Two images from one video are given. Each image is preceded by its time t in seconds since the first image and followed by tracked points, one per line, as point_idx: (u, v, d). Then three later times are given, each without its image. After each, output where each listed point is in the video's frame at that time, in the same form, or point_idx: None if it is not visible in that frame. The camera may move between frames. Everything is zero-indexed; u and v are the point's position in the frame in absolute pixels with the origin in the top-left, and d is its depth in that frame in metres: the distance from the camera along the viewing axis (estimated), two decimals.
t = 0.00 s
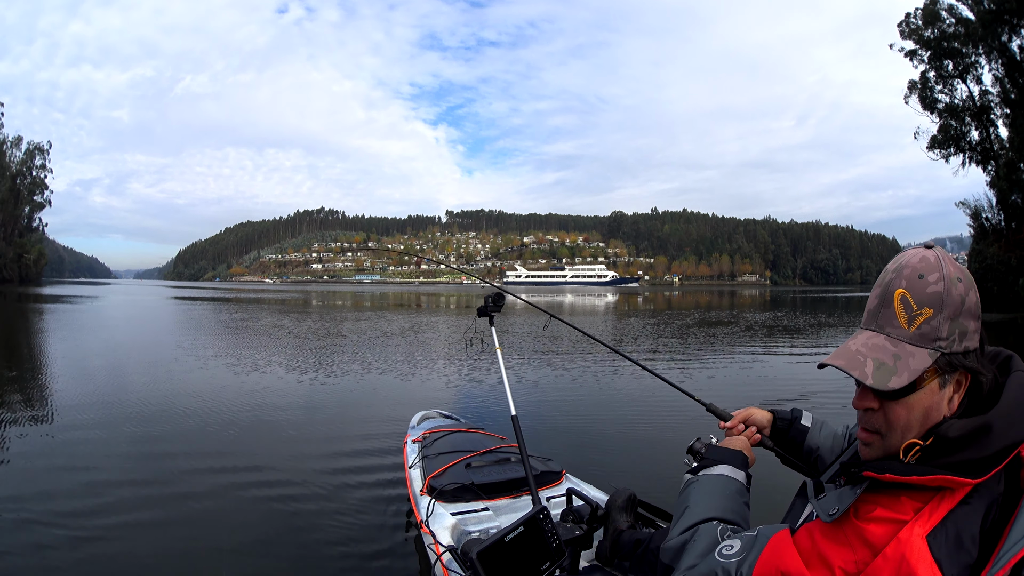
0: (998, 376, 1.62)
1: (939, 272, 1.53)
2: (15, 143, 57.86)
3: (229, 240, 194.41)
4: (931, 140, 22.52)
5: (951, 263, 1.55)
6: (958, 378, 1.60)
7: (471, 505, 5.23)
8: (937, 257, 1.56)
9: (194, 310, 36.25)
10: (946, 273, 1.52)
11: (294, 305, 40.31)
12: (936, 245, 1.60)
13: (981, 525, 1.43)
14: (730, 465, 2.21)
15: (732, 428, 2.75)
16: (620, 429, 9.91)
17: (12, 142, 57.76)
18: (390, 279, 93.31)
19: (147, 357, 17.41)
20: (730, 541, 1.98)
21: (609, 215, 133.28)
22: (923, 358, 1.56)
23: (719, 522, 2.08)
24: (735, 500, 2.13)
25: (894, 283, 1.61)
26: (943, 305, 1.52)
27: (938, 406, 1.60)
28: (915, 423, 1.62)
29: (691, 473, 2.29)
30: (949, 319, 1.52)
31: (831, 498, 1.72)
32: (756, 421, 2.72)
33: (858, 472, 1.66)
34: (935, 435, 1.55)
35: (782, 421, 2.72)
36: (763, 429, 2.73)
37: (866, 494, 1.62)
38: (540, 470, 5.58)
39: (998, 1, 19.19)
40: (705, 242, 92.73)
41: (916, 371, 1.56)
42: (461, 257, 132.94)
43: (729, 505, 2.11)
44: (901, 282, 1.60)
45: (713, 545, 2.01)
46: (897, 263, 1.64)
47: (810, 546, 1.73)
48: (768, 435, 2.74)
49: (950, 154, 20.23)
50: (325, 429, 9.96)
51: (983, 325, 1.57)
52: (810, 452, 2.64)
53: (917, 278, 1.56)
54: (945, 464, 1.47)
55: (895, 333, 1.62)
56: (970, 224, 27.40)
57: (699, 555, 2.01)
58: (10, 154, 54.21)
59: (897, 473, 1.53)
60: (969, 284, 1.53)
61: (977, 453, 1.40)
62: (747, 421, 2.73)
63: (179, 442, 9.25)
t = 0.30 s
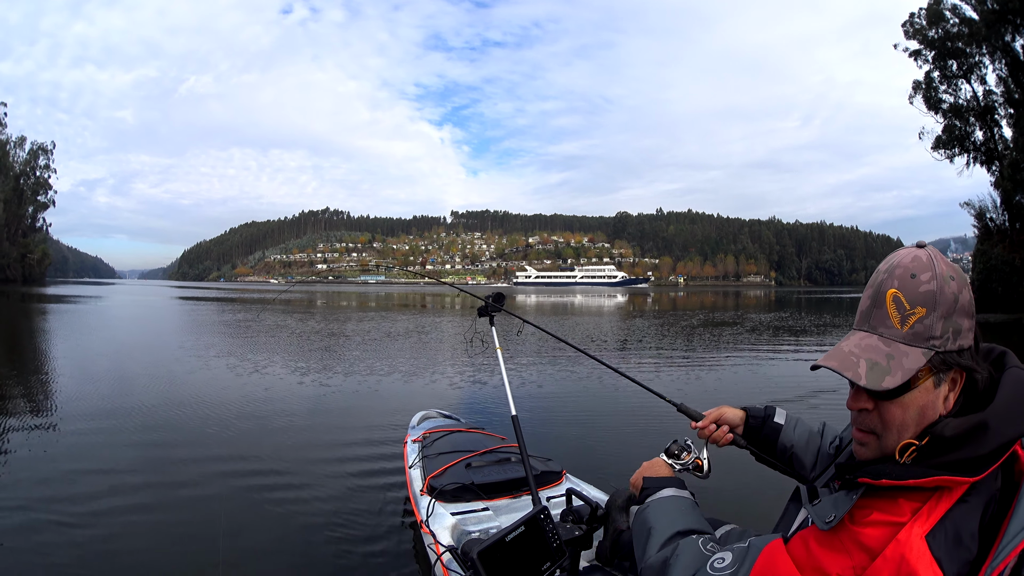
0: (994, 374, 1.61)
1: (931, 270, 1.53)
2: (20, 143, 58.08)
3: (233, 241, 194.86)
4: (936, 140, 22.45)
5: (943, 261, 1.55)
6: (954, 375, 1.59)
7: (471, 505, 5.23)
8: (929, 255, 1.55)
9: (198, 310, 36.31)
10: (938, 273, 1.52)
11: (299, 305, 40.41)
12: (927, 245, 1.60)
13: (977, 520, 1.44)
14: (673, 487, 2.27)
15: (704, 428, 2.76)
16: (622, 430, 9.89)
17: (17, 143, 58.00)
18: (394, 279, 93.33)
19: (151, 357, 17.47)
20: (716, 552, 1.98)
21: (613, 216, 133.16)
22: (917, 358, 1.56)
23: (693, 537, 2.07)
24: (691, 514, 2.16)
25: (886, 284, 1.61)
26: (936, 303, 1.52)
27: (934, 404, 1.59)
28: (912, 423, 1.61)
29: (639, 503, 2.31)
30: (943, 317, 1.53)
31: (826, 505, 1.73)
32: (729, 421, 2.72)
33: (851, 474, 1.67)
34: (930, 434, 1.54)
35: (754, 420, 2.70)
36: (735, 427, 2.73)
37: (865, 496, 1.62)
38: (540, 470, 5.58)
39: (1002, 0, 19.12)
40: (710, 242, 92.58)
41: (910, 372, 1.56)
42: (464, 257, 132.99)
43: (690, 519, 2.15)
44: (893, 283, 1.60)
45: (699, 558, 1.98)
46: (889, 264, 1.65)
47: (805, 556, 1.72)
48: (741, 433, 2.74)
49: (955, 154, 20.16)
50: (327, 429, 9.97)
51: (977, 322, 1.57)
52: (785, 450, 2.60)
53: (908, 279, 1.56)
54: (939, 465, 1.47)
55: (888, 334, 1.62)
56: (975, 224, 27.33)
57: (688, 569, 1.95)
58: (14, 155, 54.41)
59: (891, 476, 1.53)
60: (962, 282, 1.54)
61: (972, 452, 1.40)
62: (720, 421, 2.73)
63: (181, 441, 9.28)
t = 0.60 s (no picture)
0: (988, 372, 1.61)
1: (928, 269, 1.53)
2: (24, 142, 58.34)
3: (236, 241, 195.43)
4: (940, 140, 22.39)
5: (939, 260, 1.55)
6: (952, 373, 1.59)
7: (471, 505, 5.23)
8: (925, 254, 1.55)
9: (203, 310, 36.42)
10: (936, 271, 1.52)
11: (304, 306, 40.47)
12: (922, 243, 1.60)
13: (978, 514, 1.44)
14: (686, 501, 2.25)
15: (678, 445, 2.75)
16: (623, 431, 9.87)
17: (20, 143, 58.20)
18: (399, 280, 93.30)
19: (155, 357, 17.52)
20: None
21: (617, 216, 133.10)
22: (917, 357, 1.56)
23: (691, 561, 2.03)
24: (699, 532, 2.13)
25: (884, 283, 1.60)
26: (935, 302, 1.52)
27: (934, 402, 1.58)
28: (911, 422, 1.60)
29: (649, 515, 2.29)
30: (942, 315, 1.52)
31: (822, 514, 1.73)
32: (700, 435, 2.72)
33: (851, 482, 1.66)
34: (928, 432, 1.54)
35: (728, 430, 2.70)
36: (710, 440, 2.73)
37: (866, 502, 1.62)
38: (540, 470, 5.58)
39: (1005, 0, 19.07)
40: (714, 242, 92.44)
41: (911, 371, 1.55)
42: (467, 258, 133.03)
43: (696, 541, 2.09)
44: (890, 282, 1.59)
45: None
46: (885, 263, 1.64)
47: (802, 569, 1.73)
48: (715, 445, 2.73)
49: (959, 155, 20.12)
50: (329, 429, 9.99)
51: (972, 320, 1.58)
52: (764, 455, 2.59)
53: (907, 278, 1.56)
54: (939, 464, 1.47)
55: (886, 333, 1.61)
56: (980, 225, 27.28)
57: None
58: (18, 155, 54.57)
59: (892, 480, 1.53)
60: (957, 280, 1.54)
61: (970, 449, 1.41)
62: (692, 436, 2.72)
63: (184, 441, 9.31)
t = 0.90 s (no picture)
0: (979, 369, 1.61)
1: (912, 270, 1.53)
2: (26, 144, 58.74)
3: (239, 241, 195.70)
4: (944, 140, 22.36)
5: (922, 261, 1.56)
6: (941, 371, 1.58)
7: (471, 505, 5.24)
8: (909, 256, 1.56)
9: (207, 310, 36.50)
10: (919, 271, 1.52)
11: (309, 306, 40.45)
12: (907, 246, 1.60)
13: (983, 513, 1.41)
14: None
15: (676, 460, 2.76)
16: (624, 431, 9.85)
17: (23, 143, 58.42)
18: (404, 280, 93.31)
19: (159, 357, 17.52)
20: None
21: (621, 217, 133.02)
22: (904, 356, 1.55)
23: None
24: None
25: (868, 285, 1.60)
26: (919, 302, 1.52)
27: (924, 399, 1.58)
28: (902, 421, 1.59)
29: None
30: (927, 314, 1.52)
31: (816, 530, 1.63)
32: (694, 450, 2.72)
33: (853, 514, 1.54)
34: (928, 432, 1.53)
35: (724, 444, 2.71)
36: (706, 455, 2.74)
37: (880, 539, 1.50)
38: (540, 470, 5.59)
39: None
40: (718, 243, 92.23)
41: (896, 370, 1.54)
42: (471, 258, 132.96)
43: None
44: (873, 284, 1.59)
45: None
46: (869, 266, 1.64)
47: None
48: (712, 460, 2.75)
49: (962, 155, 20.09)
50: (332, 429, 10.01)
51: (959, 319, 1.58)
52: (760, 468, 2.58)
53: (890, 279, 1.56)
54: (939, 466, 1.45)
55: (870, 334, 1.61)
56: (984, 225, 27.21)
57: None
58: (22, 155, 54.79)
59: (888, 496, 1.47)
60: (942, 280, 1.54)
61: (975, 449, 1.39)
62: (689, 451, 2.73)
63: (188, 440, 9.34)
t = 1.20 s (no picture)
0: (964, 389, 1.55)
1: (876, 285, 1.50)
2: (32, 141, 59.06)
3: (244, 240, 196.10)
4: (952, 144, 22.28)
5: (892, 274, 1.53)
6: (911, 389, 1.56)
7: (471, 505, 5.24)
8: (878, 270, 1.53)
9: (214, 309, 36.61)
10: (885, 285, 1.49)
11: (316, 306, 40.52)
12: (881, 259, 1.56)
13: (951, 544, 1.39)
14: None
15: (677, 451, 2.83)
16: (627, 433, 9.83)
17: (30, 141, 58.65)
18: (410, 282, 93.29)
19: (165, 355, 17.57)
20: None
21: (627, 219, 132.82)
22: (860, 371, 1.55)
23: None
24: None
25: (833, 301, 1.61)
26: (881, 316, 1.50)
27: (887, 415, 1.58)
28: (862, 438, 1.61)
29: None
30: (890, 329, 1.50)
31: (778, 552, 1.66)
32: (691, 442, 2.80)
33: (812, 543, 1.56)
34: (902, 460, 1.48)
35: (722, 436, 2.72)
36: (707, 447, 2.77)
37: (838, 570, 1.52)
38: (541, 470, 5.58)
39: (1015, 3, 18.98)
40: (725, 245, 92.06)
41: (850, 385, 1.55)
42: (478, 259, 133.01)
43: None
44: (837, 300, 1.61)
45: None
46: (840, 281, 1.64)
47: None
48: (713, 451, 2.76)
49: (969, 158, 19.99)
50: (335, 428, 10.05)
51: (939, 333, 1.52)
52: (757, 460, 2.57)
53: (854, 294, 1.55)
54: (909, 495, 1.42)
55: (831, 350, 1.63)
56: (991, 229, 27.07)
57: None
58: (27, 152, 54.98)
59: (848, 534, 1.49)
60: (915, 293, 1.50)
61: (951, 484, 1.34)
62: (690, 443, 2.79)
63: (192, 438, 9.38)
